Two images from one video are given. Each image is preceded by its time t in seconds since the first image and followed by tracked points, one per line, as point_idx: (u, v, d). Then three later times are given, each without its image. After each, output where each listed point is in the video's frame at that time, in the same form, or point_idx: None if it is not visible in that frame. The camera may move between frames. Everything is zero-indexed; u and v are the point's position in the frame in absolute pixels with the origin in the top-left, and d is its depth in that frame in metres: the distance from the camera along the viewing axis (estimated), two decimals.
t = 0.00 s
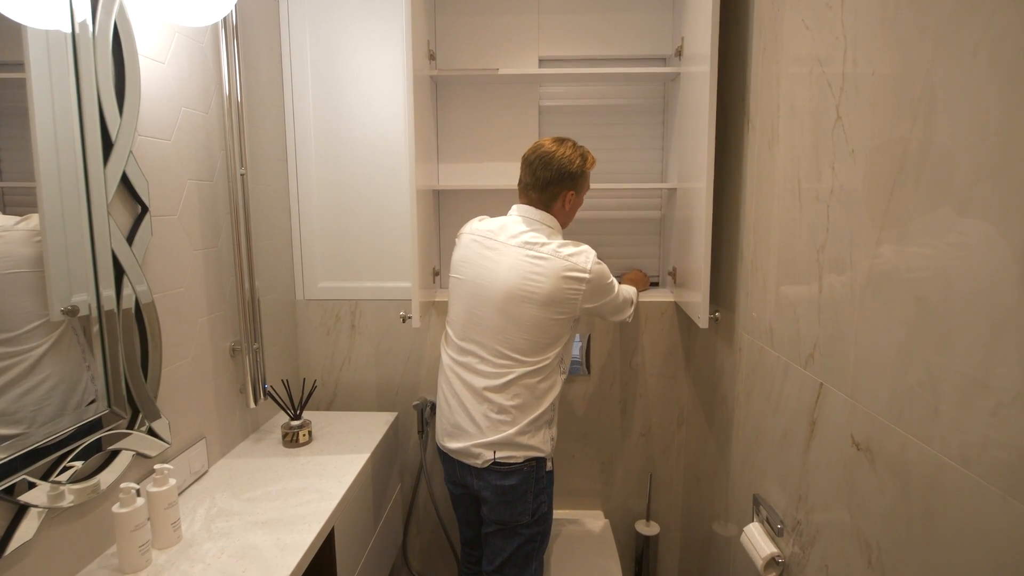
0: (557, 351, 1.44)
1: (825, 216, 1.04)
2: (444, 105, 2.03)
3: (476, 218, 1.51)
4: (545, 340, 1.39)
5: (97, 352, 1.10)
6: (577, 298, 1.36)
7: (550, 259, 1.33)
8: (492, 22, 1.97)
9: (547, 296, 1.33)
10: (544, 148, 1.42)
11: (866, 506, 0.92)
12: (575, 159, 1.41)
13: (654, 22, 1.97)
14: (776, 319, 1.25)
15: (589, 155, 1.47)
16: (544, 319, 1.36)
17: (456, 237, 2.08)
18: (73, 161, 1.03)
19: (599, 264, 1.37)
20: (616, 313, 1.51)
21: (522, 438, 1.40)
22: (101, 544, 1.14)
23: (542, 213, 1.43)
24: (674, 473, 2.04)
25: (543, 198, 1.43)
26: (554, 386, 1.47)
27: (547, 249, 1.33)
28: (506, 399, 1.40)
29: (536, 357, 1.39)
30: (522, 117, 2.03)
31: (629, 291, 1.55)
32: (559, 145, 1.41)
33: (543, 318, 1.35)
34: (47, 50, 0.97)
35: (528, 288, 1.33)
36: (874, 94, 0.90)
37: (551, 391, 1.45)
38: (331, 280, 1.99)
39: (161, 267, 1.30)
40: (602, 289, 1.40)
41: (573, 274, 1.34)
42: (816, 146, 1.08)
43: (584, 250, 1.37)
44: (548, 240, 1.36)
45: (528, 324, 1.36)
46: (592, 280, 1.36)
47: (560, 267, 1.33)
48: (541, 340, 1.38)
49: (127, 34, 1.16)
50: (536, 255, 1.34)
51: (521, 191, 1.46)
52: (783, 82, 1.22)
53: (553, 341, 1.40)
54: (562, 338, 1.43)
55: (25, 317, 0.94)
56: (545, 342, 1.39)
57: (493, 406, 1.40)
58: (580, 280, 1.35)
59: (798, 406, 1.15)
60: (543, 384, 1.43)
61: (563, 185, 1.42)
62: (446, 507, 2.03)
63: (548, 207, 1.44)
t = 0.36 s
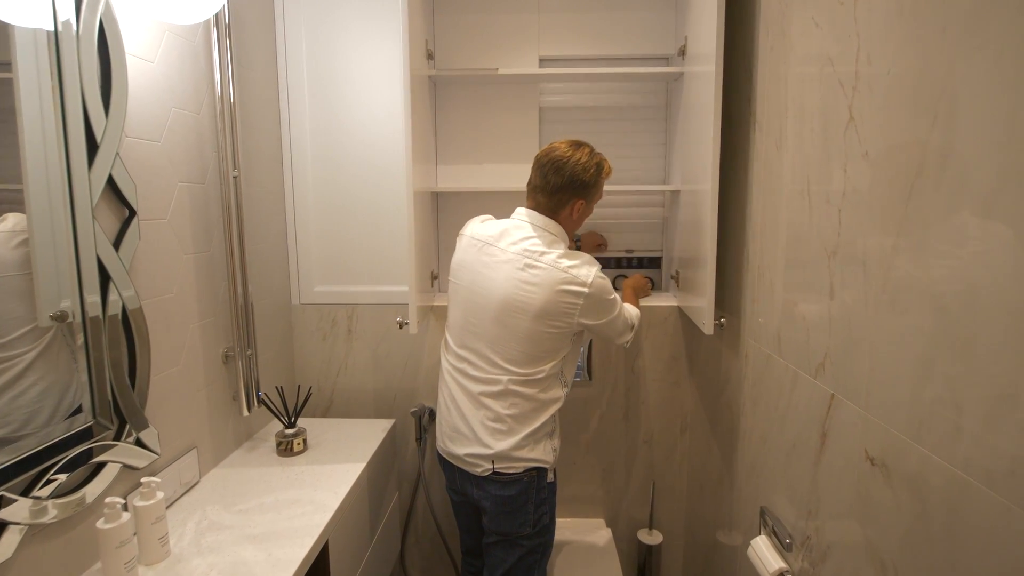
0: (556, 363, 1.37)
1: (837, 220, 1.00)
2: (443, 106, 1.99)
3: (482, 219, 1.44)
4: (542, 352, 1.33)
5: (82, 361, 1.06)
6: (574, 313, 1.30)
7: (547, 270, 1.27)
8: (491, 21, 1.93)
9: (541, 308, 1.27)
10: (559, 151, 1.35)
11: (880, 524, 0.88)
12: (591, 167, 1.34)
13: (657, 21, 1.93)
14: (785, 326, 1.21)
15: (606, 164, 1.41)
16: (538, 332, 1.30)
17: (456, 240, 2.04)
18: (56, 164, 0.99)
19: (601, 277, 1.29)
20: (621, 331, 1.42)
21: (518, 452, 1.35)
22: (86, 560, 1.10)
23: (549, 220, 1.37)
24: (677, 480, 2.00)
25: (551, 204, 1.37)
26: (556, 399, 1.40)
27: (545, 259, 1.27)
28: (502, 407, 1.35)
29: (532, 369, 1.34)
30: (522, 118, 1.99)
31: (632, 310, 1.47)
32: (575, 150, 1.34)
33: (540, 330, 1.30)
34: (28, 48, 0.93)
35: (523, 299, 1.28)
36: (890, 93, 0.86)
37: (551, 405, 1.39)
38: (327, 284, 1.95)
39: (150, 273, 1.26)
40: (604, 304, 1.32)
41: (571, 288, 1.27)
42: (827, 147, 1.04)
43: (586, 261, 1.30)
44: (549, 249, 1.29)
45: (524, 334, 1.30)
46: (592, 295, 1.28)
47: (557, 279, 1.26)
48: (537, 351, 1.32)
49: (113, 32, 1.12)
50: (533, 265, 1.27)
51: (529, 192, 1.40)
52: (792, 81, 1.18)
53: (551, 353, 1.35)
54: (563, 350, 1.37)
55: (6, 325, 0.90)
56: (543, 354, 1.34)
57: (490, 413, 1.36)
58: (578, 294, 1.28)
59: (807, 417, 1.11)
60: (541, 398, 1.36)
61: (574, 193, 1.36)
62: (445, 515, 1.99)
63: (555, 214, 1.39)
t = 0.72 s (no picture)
0: (553, 372, 1.32)
1: (854, 221, 0.95)
2: (440, 103, 1.94)
3: (483, 220, 1.38)
4: (539, 361, 1.27)
5: (58, 368, 1.01)
6: (573, 322, 1.24)
7: (545, 278, 1.21)
8: (490, 15, 1.88)
9: (538, 317, 1.21)
10: (571, 152, 1.26)
11: (899, 545, 0.83)
12: (605, 174, 1.27)
13: (660, 15, 1.88)
14: (795, 332, 1.15)
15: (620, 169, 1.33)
16: (535, 342, 1.24)
17: (453, 241, 1.99)
18: (28, 160, 0.94)
19: (602, 287, 1.24)
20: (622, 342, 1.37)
21: (513, 462, 1.29)
22: None
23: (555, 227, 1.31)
24: (680, 487, 1.95)
25: (559, 209, 1.30)
26: (554, 409, 1.35)
27: (544, 265, 1.21)
28: (497, 414, 1.30)
29: (528, 377, 1.28)
30: (521, 115, 1.94)
31: (634, 319, 1.42)
32: (589, 153, 1.27)
33: (537, 339, 1.24)
34: None
35: (520, 306, 1.22)
36: (913, 86, 0.80)
37: (548, 415, 1.33)
38: (321, 285, 1.89)
39: (131, 275, 1.20)
40: (604, 314, 1.27)
41: (569, 297, 1.21)
42: (843, 143, 0.98)
43: (587, 268, 1.24)
44: (549, 255, 1.23)
45: (520, 343, 1.24)
46: (591, 304, 1.23)
47: (555, 287, 1.20)
48: (534, 360, 1.27)
49: (90, 22, 1.07)
50: (531, 272, 1.22)
51: (536, 194, 1.33)
52: (803, 75, 1.12)
53: (549, 362, 1.29)
54: (561, 359, 1.31)
55: None
56: (539, 363, 1.28)
57: (484, 420, 1.31)
58: (577, 303, 1.22)
59: (820, 427, 1.05)
60: (537, 408, 1.30)
61: (583, 200, 1.29)
62: (442, 523, 1.94)
63: (562, 219, 1.32)
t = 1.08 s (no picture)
0: (551, 378, 1.25)
1: (872, 220, 0.89)
2: (436, 97, 1.88)
3: (479, 218, 1.33)
4: (535, 367, 1.21)
5: (28, 373, 0.95)
6: (571, 327, 1.18)
7: (542, 281, 1.15)
8: (488, 6, 1.81)
9: (534, 321, 1.15)
10: (572, 150, 1.20)
11: (922, 567, 0.78)
12: (608, 174, 1.21)
13: (664, 7, 1.82)
14: (806, 336, 1.10)
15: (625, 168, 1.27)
16: (531, 347, 1.18)
17: (450, 239, 1.93)
18: None
19: (601, 290, 1.18)
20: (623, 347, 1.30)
21: (509, 471, 1.23)
22: None
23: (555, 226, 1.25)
24: (682, 493, 1.89)
25: (559, 210, 1.25)
26: (552, 416, 1.29)
27: (541, 268, 1.15)
28: (492, 421, 1.24)
29: (524, 383, 1.22)
30: (520, 110, 1.88)
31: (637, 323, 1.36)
32: (593, 151, 1.20)
33: (533, 344, 1.18)
34: None
35: (516, 310, 1.16)
36: (940, 74, 0.74)
37: (547, 422, 1.28)
38: (313, 285, 1.83)
39: (109, 275, 1.14)
40: (604, 318, 1.20)
41: (567, 302, 1.15)
42: (860, 138, 0.92)
43: (587, 271, 1.18)
44: (546, 256, 1.17)
45: (515, 348, 1.18)
46: (589, 309, 1.17)
47: (552, 291, 1.14)
48: (530, 365, 1.21)
49: (61, 7, 1.00)
50: (527, 275, 1.16)
51: (535, 192, 1.27)
52: (816, 66, 1.06)
53: (546, 367, 1.23)
54: (559, 364, 1.25)
55: None
56: (536, 369, 1.22)
57: (479, 426, 1.25)
58: (575, 307, 1.16)
59: (834, 438, 1.00)
60: (534, 415, 1.24)
61: (584, 199, 1.23)
62: (437, 530, 1.88)
63: (561, 219, 1.26)
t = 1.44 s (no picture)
0: (548, 383, 1.20)
1: (888, 219, 0.84)
2: (433, 94, 1.83)
3: (475, 217, 1.28)
4: (530, 371, 1.16)
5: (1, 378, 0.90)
6: (567, 330, 1.12)
7: (536, 282, 1.10)
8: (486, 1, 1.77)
9: (528, 324, 1.10)
10: (569, 147, 1.15)
11: None
12: (605, 171, 1.15)
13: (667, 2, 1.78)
14: (817, 341, 1.05)
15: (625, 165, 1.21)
16: (526, 351, 1.13)
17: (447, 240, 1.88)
18: None
19: (599, 292, 1.12)
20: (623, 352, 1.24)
21: (505, 479, 1.19)
22: None
23: (551, 226, 1.20)
24: (685, 501, 1.85)
25: (555, 209, 1.19)
26: (549, 422, 1.23)
27: (536, 268, 1.10)
28: (487, 427, 1.19)
29: (519, 388, 1.17)
30: (519, 108, 1.84)
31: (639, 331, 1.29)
32: (589, 148, 1.15)
33: (528, 348, 1.13)
34: None
35: (509, 312, 1.11)
36: (962, 64, 0.70)
37: (545, 428, 1.22)
38: (306, 286, 1.79)
39: (90, 276, 1.10)
40: (602, 322, 1.15)
41: (563, 303, 1.10)
42: (875, 132, 0.88)
43: (584, 271, 1.13)
44: (542, 256, 1.12)
45: (509, 351, 1.14)
46: (587, 311, 1.11)
47: (547, 292, 1.09)
48: (525, 369, 1.16)
49: None
50: (521, 275, 1.11)
51: (532, 191, 1.22)
52: (827, 58, 1.02)
53: (542, 371, 1.18)
54: (556, 368, 1.20)
55: None
56: (531, 373, 1.17)
57: (473, 432, 1.21)
58: (571, 309, 1.10)
59: (847, 447, 0.95)
60: (529, 422, 1.19)
61: (581, 198, 1.18)
62: (434, 538, 1.84)
63: (558, 219, 1.21)
